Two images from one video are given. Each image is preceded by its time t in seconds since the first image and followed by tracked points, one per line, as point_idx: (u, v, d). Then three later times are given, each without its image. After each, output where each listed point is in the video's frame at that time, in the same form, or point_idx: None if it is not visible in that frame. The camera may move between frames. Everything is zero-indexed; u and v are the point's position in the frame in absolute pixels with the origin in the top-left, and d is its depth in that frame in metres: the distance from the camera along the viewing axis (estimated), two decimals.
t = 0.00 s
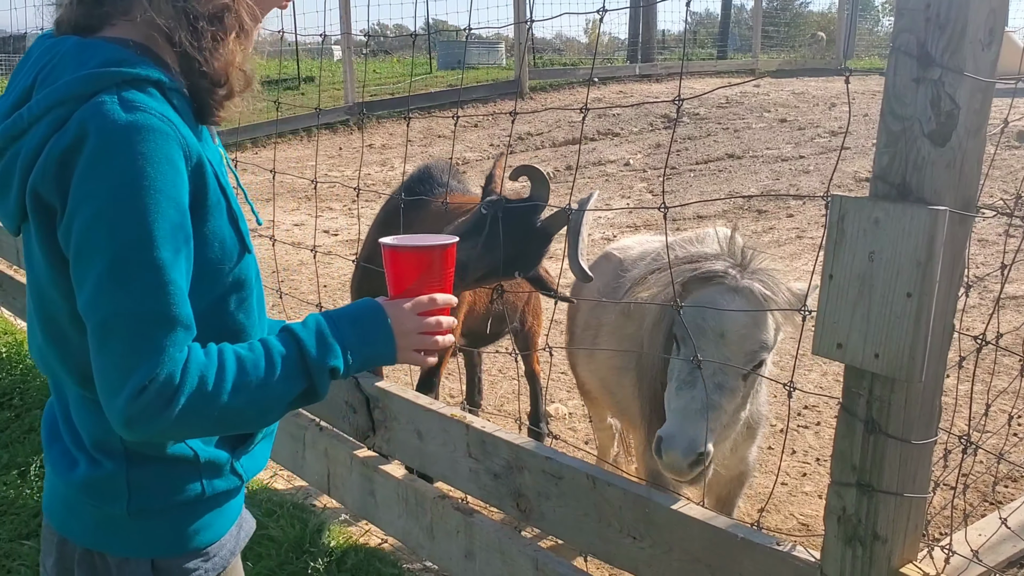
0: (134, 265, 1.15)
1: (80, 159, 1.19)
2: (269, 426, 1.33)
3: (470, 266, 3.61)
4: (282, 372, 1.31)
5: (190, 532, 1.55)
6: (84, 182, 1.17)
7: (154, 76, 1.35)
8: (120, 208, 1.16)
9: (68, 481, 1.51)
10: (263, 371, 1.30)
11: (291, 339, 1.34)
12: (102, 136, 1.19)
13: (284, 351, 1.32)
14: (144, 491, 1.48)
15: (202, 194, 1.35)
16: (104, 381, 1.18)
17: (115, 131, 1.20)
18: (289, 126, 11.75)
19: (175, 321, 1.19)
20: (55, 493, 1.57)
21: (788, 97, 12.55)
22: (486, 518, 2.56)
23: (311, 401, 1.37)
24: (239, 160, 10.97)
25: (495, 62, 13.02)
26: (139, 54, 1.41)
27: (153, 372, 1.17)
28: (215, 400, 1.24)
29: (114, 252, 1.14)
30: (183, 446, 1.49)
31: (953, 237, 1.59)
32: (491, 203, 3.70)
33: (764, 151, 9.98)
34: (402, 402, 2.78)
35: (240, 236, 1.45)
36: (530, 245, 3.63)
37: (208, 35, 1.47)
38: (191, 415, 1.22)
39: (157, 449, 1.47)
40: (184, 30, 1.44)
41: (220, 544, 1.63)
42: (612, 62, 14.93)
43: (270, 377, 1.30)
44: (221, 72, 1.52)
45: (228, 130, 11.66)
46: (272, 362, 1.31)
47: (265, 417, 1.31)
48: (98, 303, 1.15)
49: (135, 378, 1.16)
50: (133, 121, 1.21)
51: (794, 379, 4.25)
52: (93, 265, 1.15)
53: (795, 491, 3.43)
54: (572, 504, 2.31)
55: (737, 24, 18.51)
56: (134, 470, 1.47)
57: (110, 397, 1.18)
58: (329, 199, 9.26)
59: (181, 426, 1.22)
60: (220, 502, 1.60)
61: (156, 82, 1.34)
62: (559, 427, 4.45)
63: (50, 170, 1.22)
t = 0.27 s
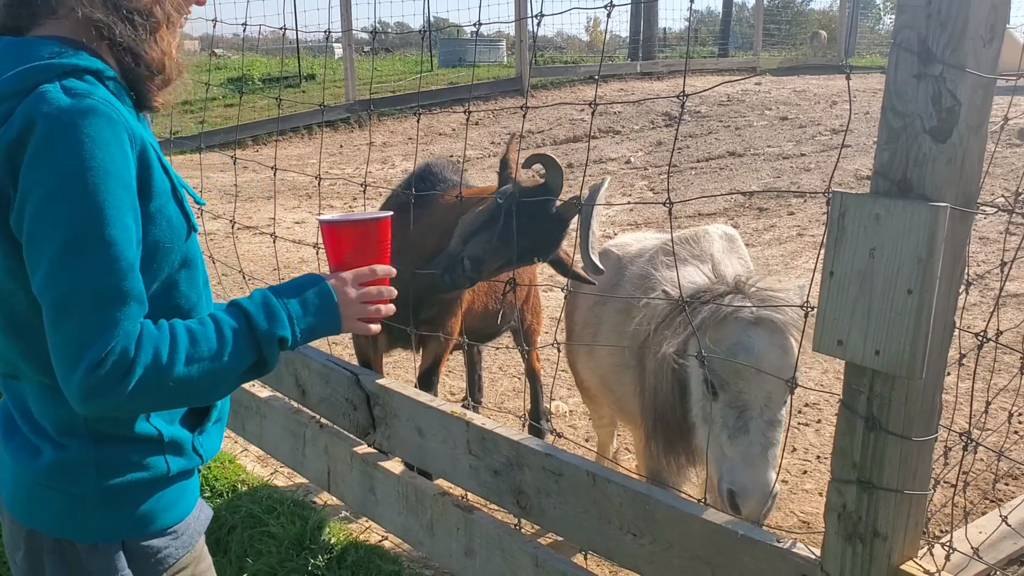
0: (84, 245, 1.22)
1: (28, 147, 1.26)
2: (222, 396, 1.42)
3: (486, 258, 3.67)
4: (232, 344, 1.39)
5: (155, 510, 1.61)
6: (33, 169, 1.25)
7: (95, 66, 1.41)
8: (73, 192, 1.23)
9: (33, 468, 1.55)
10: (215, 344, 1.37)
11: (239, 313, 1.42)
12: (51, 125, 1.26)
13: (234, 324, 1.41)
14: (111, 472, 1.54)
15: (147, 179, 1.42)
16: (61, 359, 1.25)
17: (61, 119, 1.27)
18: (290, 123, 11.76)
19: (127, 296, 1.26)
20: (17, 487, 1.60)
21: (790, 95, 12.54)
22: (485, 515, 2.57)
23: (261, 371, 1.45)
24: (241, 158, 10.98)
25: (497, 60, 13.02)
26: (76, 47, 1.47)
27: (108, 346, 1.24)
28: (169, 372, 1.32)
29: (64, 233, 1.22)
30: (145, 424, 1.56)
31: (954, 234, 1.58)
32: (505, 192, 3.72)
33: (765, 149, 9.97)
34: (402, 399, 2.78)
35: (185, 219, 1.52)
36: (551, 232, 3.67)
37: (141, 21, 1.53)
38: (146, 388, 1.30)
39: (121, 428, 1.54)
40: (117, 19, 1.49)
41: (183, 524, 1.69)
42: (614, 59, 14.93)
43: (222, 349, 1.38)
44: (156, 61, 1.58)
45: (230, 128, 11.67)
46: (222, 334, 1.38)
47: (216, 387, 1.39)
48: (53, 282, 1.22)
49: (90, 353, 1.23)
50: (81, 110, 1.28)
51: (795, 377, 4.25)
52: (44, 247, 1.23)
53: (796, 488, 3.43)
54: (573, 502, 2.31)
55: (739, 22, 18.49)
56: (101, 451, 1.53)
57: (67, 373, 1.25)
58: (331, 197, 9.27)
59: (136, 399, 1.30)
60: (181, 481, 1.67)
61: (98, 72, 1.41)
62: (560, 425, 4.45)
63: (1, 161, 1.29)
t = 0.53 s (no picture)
0: (16, 250, 1.27)
1: None
2: (145, 394, 1.49)
3: (507, 218, 3.87)
4: (156, 344, 1.46)
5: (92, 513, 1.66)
6: None
7: (24, 74, 1.41)
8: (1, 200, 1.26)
9: None
10: (140, 345, 1.44)
11: (164, 317, 1.49)
12: None
13: (158, 326, 1.48)
14: (42, 476, 1.59)
15: (79, 183, 1.46)
16: None
17: None
18: (292, 123, 11.77)
19: (54, 299, 1.32)
20: None
21: (791, 94, 12.55)
22: (487, 513, 2.56)
23: (183, 371, 1.53)
24: (242, 157, 11.00)
25: (498, 59, 13.03)
26: None
27: (33, 345, 1.31)
28: (92, 371, 1.39)
29: None
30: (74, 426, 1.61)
31: (955, 231, 1.58)
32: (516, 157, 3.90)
33: (766, 148, 9.98)
34: (403, 397, 2.78)
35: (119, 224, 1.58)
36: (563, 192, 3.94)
37: (61, 35, 1.49)
38: (68, 384, 1.37)
39: (51, 431, 1.59)
40: (37, 33, 1.47)
41: (119, 524, 1.74)
42: (615, 59, 14.93)
43: (147, 350, 1.45)
44: (82, 71, 1.54)
45: (231, 128, 11.68)
46: (144, 337, 1.45)
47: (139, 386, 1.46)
48: None
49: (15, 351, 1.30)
50: (11, 118, 1.31)
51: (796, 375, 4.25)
52: None
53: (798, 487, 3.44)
54: (574, 500, 2.30)
55: (740, 22, 18.50)
56: (29, 456, 1.57)
57: None
58: (332, 196, 9.26)
59: (58, 394, 1.37)
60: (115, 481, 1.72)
61: (31, 80, 1.42)
62: (561, 423, 4.45)
63: None
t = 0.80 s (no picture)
0: (13, 235, 1.32)
1: None
2: (160, 365, 1.55)
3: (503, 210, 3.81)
4: (165, 314, 1.52)
5: (89, 496, 1.70)
6: None
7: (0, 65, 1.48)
8: None
9: None
10: (149, 317, 1.50)
11: (168, 287, 1.55)
12: None
13: (164, 298, 1.53)
14: (39, 461, 1.63)
15: (61, 167, 1.51)
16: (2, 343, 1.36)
17: None
18: (292, 121, 11.77)
19: (60, 279, 1.37)
20: None
21: (792, 92, 12.53)
22: (487, 510, 2.57)
23: (195, 339, 1.59)
24: (243, 156, 11.00)
25: (499, 57, 13.02)
26: None
27: (47, 325, 1.36)
28: (108, 347, 1.44)
29: None
30: (69, 412, 1.66)
31: (957, 229, 1.58)
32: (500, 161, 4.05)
33: (767, 146, 9.96)
34: (403, 394, 2.78)
35: (101, 210, 1.63)
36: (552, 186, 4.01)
37: (25, 24, 1.55)
38: (85, 362, 1.42)
39: (47, 416, 1.64)
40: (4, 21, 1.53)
41: (116, 509, 1.78)
42: (616, 57, 14.91)
43: (156, 321, 1.50)
44: (51, 58, 1.59)
45: (232, 126, 11.68)
46: (153, 310, 1.51)
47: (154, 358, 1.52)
48: None
49: (31, 333, 1.35)
50: None
51: (797, 372, 4.24)
52: None
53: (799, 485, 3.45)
54: (575, 498, 2.30)
55: (741, 20, 18.46)
56: (26, 442, 1.62)
57: (10, 355, 1.37)
58: (333, 194, 9.26)
59: (77, 373, 1.42)
60: (111, 465, 1.77)
61: (5, 71, 1.49)
62: (562, 421, 4.45)
63: None
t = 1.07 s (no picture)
0: (60, 205, 1.27)
1: None
2: (232, 323, 1.49)
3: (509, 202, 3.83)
4: (228, 269, 1.45)
5: (120, 484, 1.73)
6: None
7: (19, 50, 1.41)
8: (33, 161, 1.27)
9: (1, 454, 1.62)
10: (213, 274, 1.43)
11: (223, 244, 1.48)
12: None
13: (223, 254, 1.46)
14: (80, 447, 1.63)
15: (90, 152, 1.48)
16: (70, 320, 1.30)
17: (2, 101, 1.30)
18: (293, 117, 11.76)
19: (114, 245, 1.31)
20: None
21: (794, 89, 12.51)
22: (488, 505, 2.57)
23: (262, 294, 1.52)
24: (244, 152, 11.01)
25: (500, 54, 13.00)
26: None
27: (113, 291, 1.30)
28: (178, 309, 1.38)
29: (39, 200, 1.26)
30: (109, 401, 1.65)
31: (959, 223, 1.58)
32: (502, 159, 4.12)
33: (768, 144, 9.95)
34: (405, 390, 2.79)
35: (123, 197, 1.62)
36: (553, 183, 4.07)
37: (41, 10, 1.48)
38: (157, 326, 1.36)
39: (88, 405, 1.63)
40: (19, 6, 1.46)
41: (147, 498, 1.81)
42: (617, 54, 14.89)
43: (220, 276, 1.44)
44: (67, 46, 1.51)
45: (233, 122, 11.69)
46: (215, 268, 1.44)
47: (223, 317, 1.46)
48: (41, 249, 1.26)
49: (97, 302, 1.28)
50: (14, 87, 1.31)
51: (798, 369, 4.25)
52: (25, 218, 1.26)
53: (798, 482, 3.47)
54: (575, 493, 2.31)
55: (743, 17, 18.44)
56: (68, 431, 1.62)
57: (83, 331, 1.31)
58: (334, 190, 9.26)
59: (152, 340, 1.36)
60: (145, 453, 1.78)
61: (25, 56, 1.42)
62: (563, 417, 4.45)
63: None
